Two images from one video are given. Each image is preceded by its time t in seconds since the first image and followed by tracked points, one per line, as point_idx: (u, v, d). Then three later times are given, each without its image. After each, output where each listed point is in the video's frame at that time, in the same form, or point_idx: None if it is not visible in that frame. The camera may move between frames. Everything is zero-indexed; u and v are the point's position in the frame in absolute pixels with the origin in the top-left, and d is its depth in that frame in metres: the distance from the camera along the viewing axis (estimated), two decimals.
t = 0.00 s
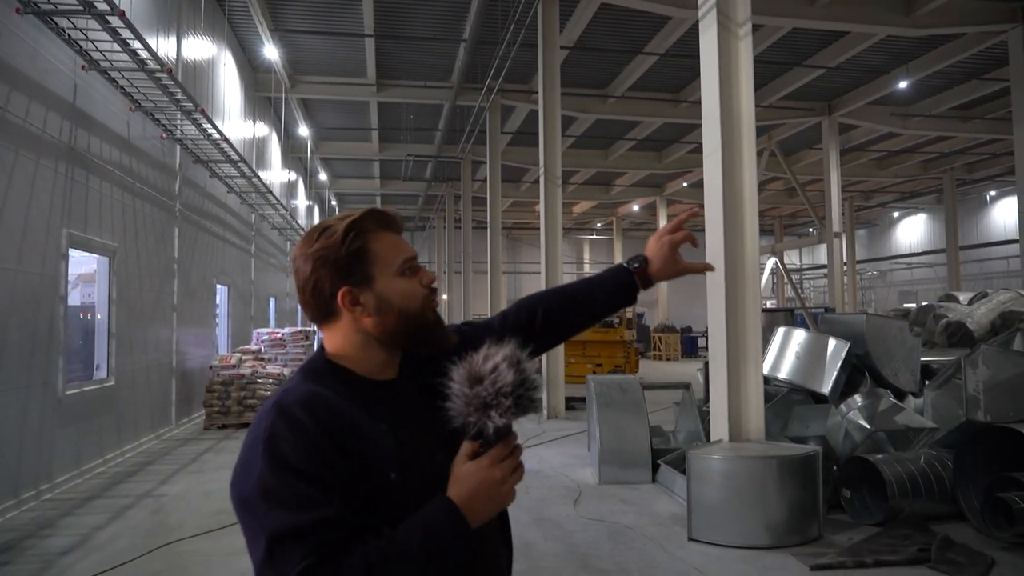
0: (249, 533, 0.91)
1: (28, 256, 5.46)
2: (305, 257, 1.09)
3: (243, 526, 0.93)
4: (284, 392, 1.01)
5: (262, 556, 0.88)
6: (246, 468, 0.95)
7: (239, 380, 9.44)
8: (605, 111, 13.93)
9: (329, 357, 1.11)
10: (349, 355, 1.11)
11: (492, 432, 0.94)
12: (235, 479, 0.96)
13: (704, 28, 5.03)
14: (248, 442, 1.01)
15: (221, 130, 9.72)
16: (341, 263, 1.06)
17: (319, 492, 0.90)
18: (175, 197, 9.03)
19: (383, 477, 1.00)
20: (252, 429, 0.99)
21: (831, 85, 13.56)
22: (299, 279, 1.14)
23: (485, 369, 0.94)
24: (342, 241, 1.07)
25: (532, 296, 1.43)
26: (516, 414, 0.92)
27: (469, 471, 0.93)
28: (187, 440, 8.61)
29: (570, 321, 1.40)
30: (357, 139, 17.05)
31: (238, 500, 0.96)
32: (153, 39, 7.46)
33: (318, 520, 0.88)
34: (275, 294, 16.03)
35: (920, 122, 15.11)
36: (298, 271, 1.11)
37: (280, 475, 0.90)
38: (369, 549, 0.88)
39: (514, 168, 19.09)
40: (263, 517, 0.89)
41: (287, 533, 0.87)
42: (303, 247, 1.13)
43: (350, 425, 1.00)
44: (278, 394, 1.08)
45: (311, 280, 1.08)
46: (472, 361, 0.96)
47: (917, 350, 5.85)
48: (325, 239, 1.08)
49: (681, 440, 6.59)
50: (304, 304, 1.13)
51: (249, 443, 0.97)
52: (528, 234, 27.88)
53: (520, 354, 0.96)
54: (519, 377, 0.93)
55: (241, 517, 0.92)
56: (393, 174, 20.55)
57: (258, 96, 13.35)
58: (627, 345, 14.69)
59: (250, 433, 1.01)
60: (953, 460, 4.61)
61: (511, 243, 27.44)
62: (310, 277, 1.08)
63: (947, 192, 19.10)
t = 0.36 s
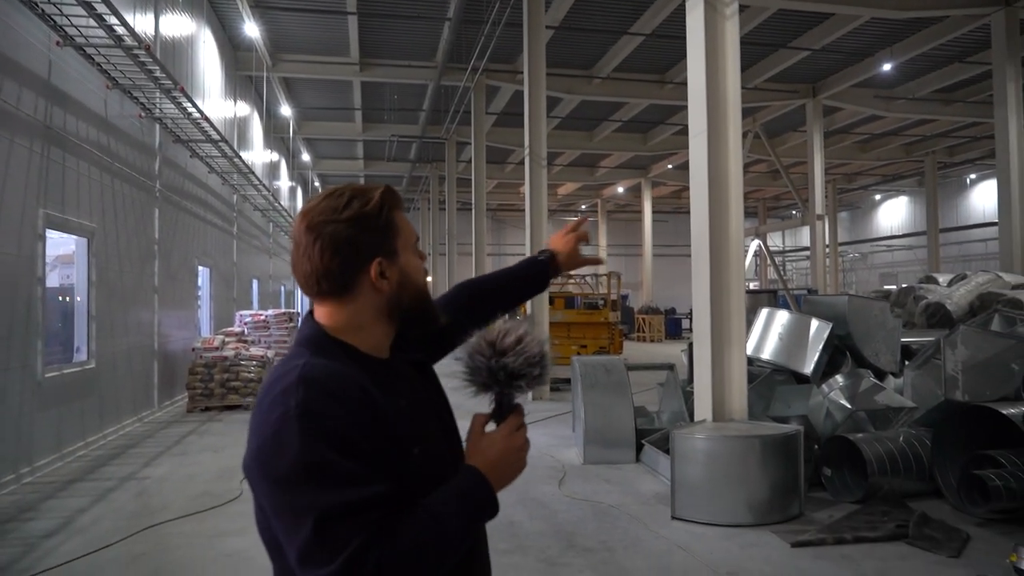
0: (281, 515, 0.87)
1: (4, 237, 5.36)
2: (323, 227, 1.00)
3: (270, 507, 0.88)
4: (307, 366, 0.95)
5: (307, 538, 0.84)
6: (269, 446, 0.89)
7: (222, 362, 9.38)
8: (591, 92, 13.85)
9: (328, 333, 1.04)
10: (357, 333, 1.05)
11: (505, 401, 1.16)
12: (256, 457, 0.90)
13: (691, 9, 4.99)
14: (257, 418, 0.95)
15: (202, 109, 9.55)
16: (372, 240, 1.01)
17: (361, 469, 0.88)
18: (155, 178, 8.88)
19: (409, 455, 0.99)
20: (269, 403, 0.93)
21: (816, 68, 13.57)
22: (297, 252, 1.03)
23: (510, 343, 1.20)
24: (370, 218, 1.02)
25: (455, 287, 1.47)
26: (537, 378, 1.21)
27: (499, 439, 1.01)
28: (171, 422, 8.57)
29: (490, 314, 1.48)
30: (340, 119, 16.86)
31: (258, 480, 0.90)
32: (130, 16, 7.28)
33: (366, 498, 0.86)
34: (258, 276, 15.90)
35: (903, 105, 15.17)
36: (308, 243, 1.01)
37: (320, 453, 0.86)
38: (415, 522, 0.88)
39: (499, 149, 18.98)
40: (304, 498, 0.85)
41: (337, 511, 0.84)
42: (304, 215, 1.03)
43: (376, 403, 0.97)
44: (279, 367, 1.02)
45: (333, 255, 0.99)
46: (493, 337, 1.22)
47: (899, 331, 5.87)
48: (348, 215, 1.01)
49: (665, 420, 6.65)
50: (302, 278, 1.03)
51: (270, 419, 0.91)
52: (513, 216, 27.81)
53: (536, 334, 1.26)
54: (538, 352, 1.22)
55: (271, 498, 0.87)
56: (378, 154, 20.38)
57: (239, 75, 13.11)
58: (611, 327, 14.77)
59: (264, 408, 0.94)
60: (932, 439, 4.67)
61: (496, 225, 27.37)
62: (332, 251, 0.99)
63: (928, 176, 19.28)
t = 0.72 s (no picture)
0: (328, 505, 0.89)
1: None
2: (338, 211, 1.05)
3: (316, 498, 0.90)
4: (336, 354, 0.98)
5: (367, 525, 0.89)
6: (311, 437, 0.90)
7: (197, 347, 9.25)
8: (569, 75, 13.79)
9: (332, 321, 1.07)
10: (359, 318, 1.11)
11: (498, 385, 1.23)
12: (296, 451, 0.90)
13: None
14: (282, 409, 0.95)
15: (173, 90, 9.34)
16: (387, 226, 1.08)
17: (402, 457, 0.94)
18: (125, 160, 8.68)
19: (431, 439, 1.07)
20: (302, 395, 0.93)
21: (793, 53, 13.64)
22: (306, 235, 1.06)
23: (512, 326, 1.29)
24: (386, 207, 1.09)
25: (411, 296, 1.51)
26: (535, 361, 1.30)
27: (501, 421, 1.17)
28: (144, 409, 8.45)
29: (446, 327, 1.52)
30: (315, 101, 16.60)
31: (293, 471, 0.91)
32: None
33: (415, 484, 0.94)
34: (232, 260, 15.68)
35: (878, 91, 15.32)
36: (322, 225, 1.05)
37: (371, 442, 0.91)
38: (448, 505, 0.98)
39: (477, 132, 18.86)
40: (360, 487, 0.89)
41: (395, 494, 0.91)
42: (313, 198, 1.07)
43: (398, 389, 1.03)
44: (290, 355, 1.02)
45: (352, 238, 1.05)
46: (490, 322, 1.31)
47: (870, 316, 5.97)
48: (363, 198, 1.07)
49: (641, 403, 6.71)
50: (310, 261, 1.06)
51: (308, 408, 0.92)
52: (491, 199, 27.71)
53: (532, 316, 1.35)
54: (533, 333, 1.30)
55: (321, 490, 0.89)
56: (354, 137, 20.13)
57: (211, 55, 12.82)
58: (589, 311, 14.84)
59: (292, 400, 0.94)
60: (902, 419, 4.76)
61: (474, 209, 27.27)
62: (349, 236, 1.05)
63: (901, 161, 19.55)
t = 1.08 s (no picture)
0: (367, 478, 0.92)
1: None
2: (351, 206, 1.06)
3: (353, 473, 0.93)
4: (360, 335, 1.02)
5: (407, 493, 0.94)
6: (347, 413, 0.93)
7: (170, 341, 9.11)
8: (546, 68, 13.79)
9: (334, 310, 1.08)
10: (356, 311, 1.12)
11: (483, 372, 1.25)
12: (336, 421, 0.93)
13: None
14: (309, 387, 0.96)
15: (144, 78, 9.15)
16: (395, 224, 1.10)
17: (427, 429, 1.00)
18: (95, 149, 8.51)
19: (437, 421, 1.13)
20: (333, 374, 0.96)
21: (767, 47, 13.77)
22: (315, 226, 1.06)
23: (500, 317, 1.30)
24: (394, 204, 1.11)
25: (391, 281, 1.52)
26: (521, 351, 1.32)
27: (491, 405, 1.21)
28: (116, 403, 8.33)
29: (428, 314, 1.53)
30: (289, 91, 16.41)
31: (327, 449, 0.93)
32: None
33: (441, 455, 1.00)
34: (206, 252, 15.46)
35: (850, 86, 15.53)
36: (334, 218, 1.05)
37: (404, 416, 0.96)
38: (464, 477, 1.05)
39: (454, 124, 18.78)
40: (399, 459, 0.94)
41: (428, 464, 0.97)
42: (324, 190, 1.07)
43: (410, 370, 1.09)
44: (303, 339, 1.03)
45: (363, 234, 1.07)
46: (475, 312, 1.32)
47: (842, 308, 6.10)
48: (375, 194, 1.08)
49: (618, 395, 6.77)
50: (317, 252, 1.07)
51: (343, 383, 0.95)
52: (468, 192, 27.65)
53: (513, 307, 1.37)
54: (517, 323, 1.32)
55: (363, 464, 0.92)
56: (329, 128, 19.94)
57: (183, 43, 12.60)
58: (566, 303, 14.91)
59: (321, 379, 0.96)
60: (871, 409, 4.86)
61: (450, 201, 27.21)
62: (361, 231, 1.06)
63: (871, 155, 19.88)
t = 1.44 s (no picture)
0: (378, 462, 0.98)
1: None
2: (345, 201, 1.09)
3: (365, 458, 0.98)
4: (360, 325, 1.07)
5: (418, 476, 1.00)
6: (360, 399, 0.99)
7: (143, 341, 8.98)
8: (523, 67, 13.82)
9: (329, 302, 1.11)
10: (347, 302, 1.15)
11: (457, 364, 1.28)
12: (347, 407, 0.99)
13: None
14: (322, 373, 1.02)
15: (116, 74, 9.00)
16: (386, 220, 1.13)
17: (428, 414, 1.07)
18: (65, 146, 8.35)
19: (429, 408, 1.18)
20: (345, 361, 1.01)
21: (741, 50, 13.96)
22: (310, 221, 1.08)
23: (472, 314, 1.34)
24: (384, 200, 1.14)
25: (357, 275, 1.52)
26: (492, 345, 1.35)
27: (467, 396, 1.24)
28: (88, 404, 8.19)
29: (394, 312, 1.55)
30: (264, 89, 16.24)
31: (341, 433, 0.99)
32: None
33: (443, 439, 1.07)
34: (178, 251, 15.24)
35: (821, 89, 15.79)
36: (330, 213, 1.08)
37: (408, 403, 1.02)
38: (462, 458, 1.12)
39: (431, 123, 18.74)
40: (410, 442, 1.00)
41: (434, 449, 1.03)
42: (318, 186, 1.09)
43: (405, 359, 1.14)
44: (309, 327, 1.08)
45: (356, 229, 1.09)
46: (449, 309, 1.35)
47: (815, 307, 6.22)
48: (367, 190, 1.11)
49: (597, 393, 6.82)
50: (311, 245, 1.09)
51: (355, 370, 1.00)
52: (445, 191, 27.60)
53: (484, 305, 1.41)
54: (487, 320, 1.36)
55: (376, 447, 0.98)
56: (304, 126, 19.77)
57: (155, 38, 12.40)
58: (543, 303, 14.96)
59: (333, 366, 1.02)
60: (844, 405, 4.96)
61: (427, 200, 27.14)
62: (355, 225, 1.09)
63: (843, 157, 20.24)
